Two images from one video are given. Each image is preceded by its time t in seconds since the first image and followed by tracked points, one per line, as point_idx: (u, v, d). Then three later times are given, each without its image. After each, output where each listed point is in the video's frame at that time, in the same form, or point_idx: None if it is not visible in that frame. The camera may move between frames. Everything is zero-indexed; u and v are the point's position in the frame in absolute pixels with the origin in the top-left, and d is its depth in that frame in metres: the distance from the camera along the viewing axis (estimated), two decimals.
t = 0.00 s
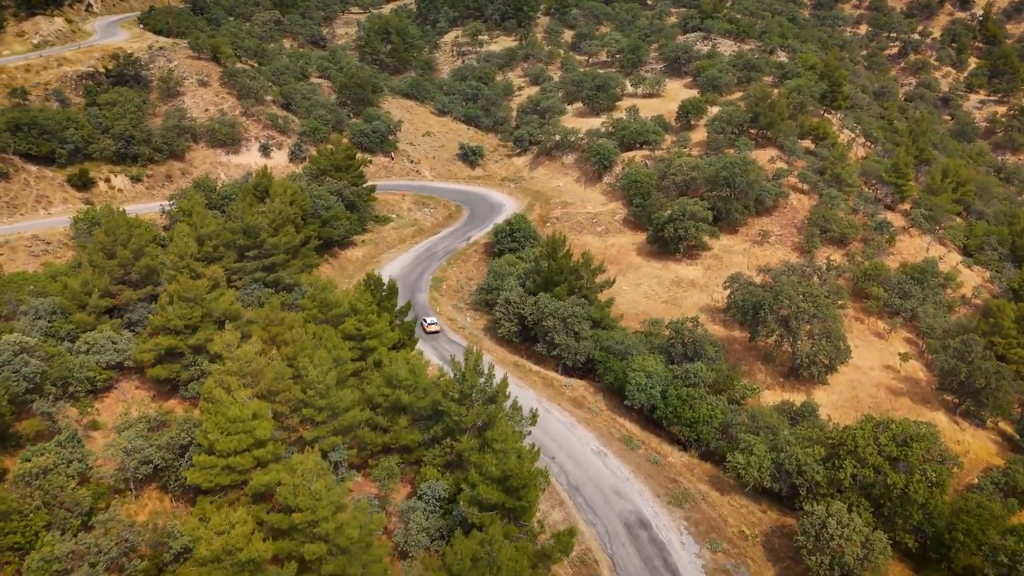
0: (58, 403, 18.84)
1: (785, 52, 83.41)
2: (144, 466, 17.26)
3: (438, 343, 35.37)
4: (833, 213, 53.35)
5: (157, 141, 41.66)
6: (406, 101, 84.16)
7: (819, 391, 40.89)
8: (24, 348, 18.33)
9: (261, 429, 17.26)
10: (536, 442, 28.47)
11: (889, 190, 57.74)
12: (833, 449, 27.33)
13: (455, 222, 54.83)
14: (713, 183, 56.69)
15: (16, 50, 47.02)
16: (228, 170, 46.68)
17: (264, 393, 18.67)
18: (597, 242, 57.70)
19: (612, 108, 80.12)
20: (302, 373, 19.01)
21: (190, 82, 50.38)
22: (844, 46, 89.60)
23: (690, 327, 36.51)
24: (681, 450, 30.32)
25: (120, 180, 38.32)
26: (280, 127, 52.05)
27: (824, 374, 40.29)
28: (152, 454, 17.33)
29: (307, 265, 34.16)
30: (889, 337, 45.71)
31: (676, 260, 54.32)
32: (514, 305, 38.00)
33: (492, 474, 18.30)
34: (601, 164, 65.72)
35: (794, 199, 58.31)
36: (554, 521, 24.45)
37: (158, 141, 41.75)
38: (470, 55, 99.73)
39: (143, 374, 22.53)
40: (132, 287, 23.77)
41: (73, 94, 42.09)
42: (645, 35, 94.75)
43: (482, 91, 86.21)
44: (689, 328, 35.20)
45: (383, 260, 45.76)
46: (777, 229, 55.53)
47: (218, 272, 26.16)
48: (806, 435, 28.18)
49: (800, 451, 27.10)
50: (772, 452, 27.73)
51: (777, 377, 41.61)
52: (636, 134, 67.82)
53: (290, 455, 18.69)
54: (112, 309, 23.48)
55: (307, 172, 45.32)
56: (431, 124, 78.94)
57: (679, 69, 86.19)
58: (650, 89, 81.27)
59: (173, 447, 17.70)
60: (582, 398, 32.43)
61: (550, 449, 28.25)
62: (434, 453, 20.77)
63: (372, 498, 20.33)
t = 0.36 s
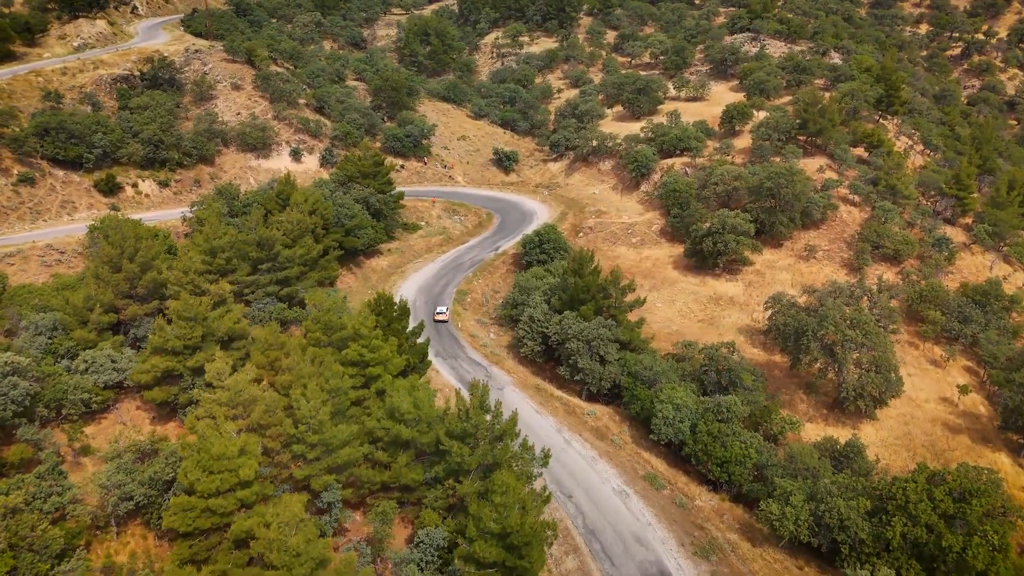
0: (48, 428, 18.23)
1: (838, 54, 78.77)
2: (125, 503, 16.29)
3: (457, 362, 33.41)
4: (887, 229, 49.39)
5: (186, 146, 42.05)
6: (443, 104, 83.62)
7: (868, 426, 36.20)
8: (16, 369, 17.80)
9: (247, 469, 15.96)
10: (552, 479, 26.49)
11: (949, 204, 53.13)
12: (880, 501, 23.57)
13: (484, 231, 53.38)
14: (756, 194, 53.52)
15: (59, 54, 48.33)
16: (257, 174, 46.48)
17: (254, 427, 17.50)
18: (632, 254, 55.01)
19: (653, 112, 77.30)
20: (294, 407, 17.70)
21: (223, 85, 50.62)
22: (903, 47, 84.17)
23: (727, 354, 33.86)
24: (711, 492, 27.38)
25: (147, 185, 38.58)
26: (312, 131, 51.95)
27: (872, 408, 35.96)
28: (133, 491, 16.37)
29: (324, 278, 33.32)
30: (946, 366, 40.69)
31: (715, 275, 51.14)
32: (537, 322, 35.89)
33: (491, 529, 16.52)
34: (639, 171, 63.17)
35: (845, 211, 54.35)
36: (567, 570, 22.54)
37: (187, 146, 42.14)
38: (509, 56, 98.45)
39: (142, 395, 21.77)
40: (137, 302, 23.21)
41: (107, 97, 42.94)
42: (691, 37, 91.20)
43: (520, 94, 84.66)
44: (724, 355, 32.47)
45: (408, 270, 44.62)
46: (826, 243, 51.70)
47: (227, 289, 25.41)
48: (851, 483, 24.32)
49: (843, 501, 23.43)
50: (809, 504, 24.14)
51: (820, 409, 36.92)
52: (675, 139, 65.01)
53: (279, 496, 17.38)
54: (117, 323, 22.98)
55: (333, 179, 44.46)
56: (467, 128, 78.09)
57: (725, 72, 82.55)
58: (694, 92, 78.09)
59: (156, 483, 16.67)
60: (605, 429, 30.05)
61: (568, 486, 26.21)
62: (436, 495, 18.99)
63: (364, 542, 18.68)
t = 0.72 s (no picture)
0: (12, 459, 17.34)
1: (876, 55, 75.00)
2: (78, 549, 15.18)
3: (461, 384, 31.85)
4: (925, 244, 46.09)
5: (196, 150, 41.63)
6: (463, 107, 82.44)
7: (902, 463, 32.70)
8: None
9: (207, 517, 14.73)
10: (554, 519, 24.74)
11: (994, 217, 49.49)
12: (915, 562, 21.04)
13: (499, 240, 51.73)
14: (784, 204, 50.79)
15: (77, 56, 48.54)
16: (269, 180, 45.71)
17: (221, 467, 16.27)
18: (652, 266, 52.18)
19: (680, 116, 74.75)
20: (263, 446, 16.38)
21: (238, 88, 50.13)
22: (945, 47, 80.06)
23: (748, 381, 31.58)
24: (726, 537, 25.08)
25: (154, 192, 38.04)
26: (326, 135, 51.06)
27: (908, 444, 32.32)
28: (89, 535, 15.28)
29: (324, 292, 32.28)
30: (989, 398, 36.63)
31: (739, 290, 48.27)
32: (545, 340, 33.93)
33: None
34: (662, 179, 60.70)
35: (881, 224, 51.16)
36: None
37: (198, 150, 41.75)
38: (533, 58, 96.72)
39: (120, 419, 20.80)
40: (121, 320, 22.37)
41: (120, 100, 42.85)
42: (721, 37, 88.03)
43: (542, 96, 82.87)
44: (745, 384, 30.13)
45: (417, 280, 43.23)
46: (858, 258, 48.59)
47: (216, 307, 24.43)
48: (881, 538, 21.66)
49: (871, 560, 20.95)
50: (834, 562, 21.61)
51: (849, 444, 33.89)
52: (700, 145, 62.43)
53: (244, 543, 16.08)
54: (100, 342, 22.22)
55: (344, 186, 43.33)
56: (487, 131, 76.74)
57: (757, 74, 79.26)
58: (722, 95, 75.21)
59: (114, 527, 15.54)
60: (614, 462, 28.06)
61: (570, 528, 24.39)
62: (418, 544, 17.30)
63: None
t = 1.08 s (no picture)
0: None
1: (915, 56, 71.17)
2: None
3: (461, 406, 30.28)
4: (967, 258, 42.83)
5: (203, 154, 40.98)
6: (482, 109, 81.07)
7: (937, 502, 29.94)
8: None
9: (153, 571, 13.39)
10: (551, 563, 22.95)
11: None
12: None
13: (512, 248, 49.89)
14: (812, 214, 47.94)
15: (91, 57, 48.49)
16: (277, 184, 44.75)
17: (177, 511, 14.96)
18: (671, 277, 49.26)
19: (704, 119, 72.00)
20: (223, 489, 14.99)
21: (249, 90, 49.48)
22: (990, 48, 75.72)
23: (770, 411, 29.19)
24: None
25: (158, 197, 37.34)
26: (338, 138, 49.92)
27: (945, 484, 29.39)
28: None
29: (322, 305, 31.04)
30: None
31: (764, 306, 45.22)
32: (552, 361, 32.07)
33: None
34: (684, 185, 57.97)
35: (917, 236, 47.99)
36: None
37: (205, 154, 41.09)
38: (555, 58, 94.74)
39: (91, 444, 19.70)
40: (99, 336, 21.34)
41: (129, 102, 42.54)
42: (751, 37, 84.77)
43: (563, 98, 80.79)
44: (764, 415, 27.79)
45: (424, 290, 41.76)
46: (891, 273, 45.57)
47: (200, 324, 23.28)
48: None
49: None
50: None
51: (880, 480, 31.25)
52: (725, 150, 59.72)
53: None
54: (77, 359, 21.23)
55: (351, 192, 42.15)
56: (505, 134, 75.13)
57: (787, 76, 76.00)
58: (750, 98, 72.17)
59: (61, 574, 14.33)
60: (620, 499, 26.15)
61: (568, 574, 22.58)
62: None
63: None
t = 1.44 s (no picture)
0: None
1: (967, 56, 66.57)
2: None
3: (469, 430, 28.54)
4: None
5: (220, 156, 40.26)
6: (509, 111, 79.36)
7: (995, 553, 26.30)
8: None
9: None
10: None
11: None
12: None
13: (534, 257, 47.87)
14: (855, 226, 44.60)
15: (116, 57, 48.61)
16: (296, 187, 43.85)
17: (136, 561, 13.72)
18: (700, 291, 46.35)
19: (741, 122, 68.64)
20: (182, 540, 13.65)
21: (270, 91, 48.92)
22: None
23: (805, 446, 26.47)
24: None
25: (173, 201, 36.80)
26: (360, 141, 48.80)
27: (1003, 536, 25.38)
28: None
29: (327, 318, 29.77)
30: None
31: (801, 325, 42.16)
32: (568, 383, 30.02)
33: None
34: (717, 192, 55.10)
35: (971, 250, 44.19)
36: None
37: (222, 156, 40.37)
38: (586, 58, 92.28)
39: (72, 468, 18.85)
40: (87, 352, 20.70)
41: (149, 103, 42.40)
42: (791, 36, 80.82)
43: (593, 99, 78.38)
44: (798, 452, 25.15)
45: (438, 300, 40.22)
46: (940, 290, 42.00)
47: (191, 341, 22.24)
48: None
49: None
50: None
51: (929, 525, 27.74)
52: (761, 155, 56.53)
53: None
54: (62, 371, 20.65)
55: (368, 197, 40.95)
56: (532, 136, 73.24)
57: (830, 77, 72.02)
58: (790, 100, 68.51)
59: None
60: (635, 541, 23.94)
61: None
62: None
63: None
